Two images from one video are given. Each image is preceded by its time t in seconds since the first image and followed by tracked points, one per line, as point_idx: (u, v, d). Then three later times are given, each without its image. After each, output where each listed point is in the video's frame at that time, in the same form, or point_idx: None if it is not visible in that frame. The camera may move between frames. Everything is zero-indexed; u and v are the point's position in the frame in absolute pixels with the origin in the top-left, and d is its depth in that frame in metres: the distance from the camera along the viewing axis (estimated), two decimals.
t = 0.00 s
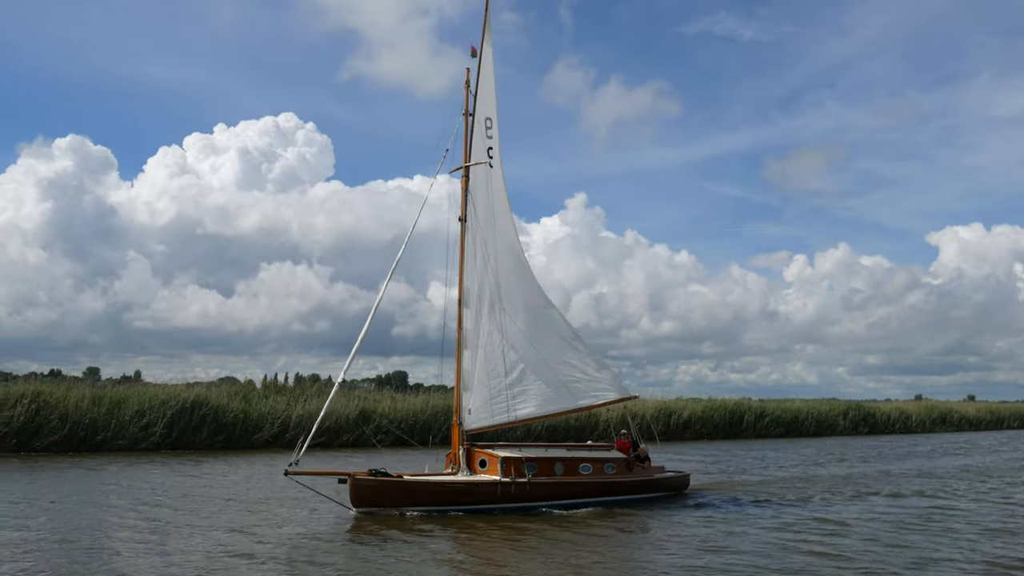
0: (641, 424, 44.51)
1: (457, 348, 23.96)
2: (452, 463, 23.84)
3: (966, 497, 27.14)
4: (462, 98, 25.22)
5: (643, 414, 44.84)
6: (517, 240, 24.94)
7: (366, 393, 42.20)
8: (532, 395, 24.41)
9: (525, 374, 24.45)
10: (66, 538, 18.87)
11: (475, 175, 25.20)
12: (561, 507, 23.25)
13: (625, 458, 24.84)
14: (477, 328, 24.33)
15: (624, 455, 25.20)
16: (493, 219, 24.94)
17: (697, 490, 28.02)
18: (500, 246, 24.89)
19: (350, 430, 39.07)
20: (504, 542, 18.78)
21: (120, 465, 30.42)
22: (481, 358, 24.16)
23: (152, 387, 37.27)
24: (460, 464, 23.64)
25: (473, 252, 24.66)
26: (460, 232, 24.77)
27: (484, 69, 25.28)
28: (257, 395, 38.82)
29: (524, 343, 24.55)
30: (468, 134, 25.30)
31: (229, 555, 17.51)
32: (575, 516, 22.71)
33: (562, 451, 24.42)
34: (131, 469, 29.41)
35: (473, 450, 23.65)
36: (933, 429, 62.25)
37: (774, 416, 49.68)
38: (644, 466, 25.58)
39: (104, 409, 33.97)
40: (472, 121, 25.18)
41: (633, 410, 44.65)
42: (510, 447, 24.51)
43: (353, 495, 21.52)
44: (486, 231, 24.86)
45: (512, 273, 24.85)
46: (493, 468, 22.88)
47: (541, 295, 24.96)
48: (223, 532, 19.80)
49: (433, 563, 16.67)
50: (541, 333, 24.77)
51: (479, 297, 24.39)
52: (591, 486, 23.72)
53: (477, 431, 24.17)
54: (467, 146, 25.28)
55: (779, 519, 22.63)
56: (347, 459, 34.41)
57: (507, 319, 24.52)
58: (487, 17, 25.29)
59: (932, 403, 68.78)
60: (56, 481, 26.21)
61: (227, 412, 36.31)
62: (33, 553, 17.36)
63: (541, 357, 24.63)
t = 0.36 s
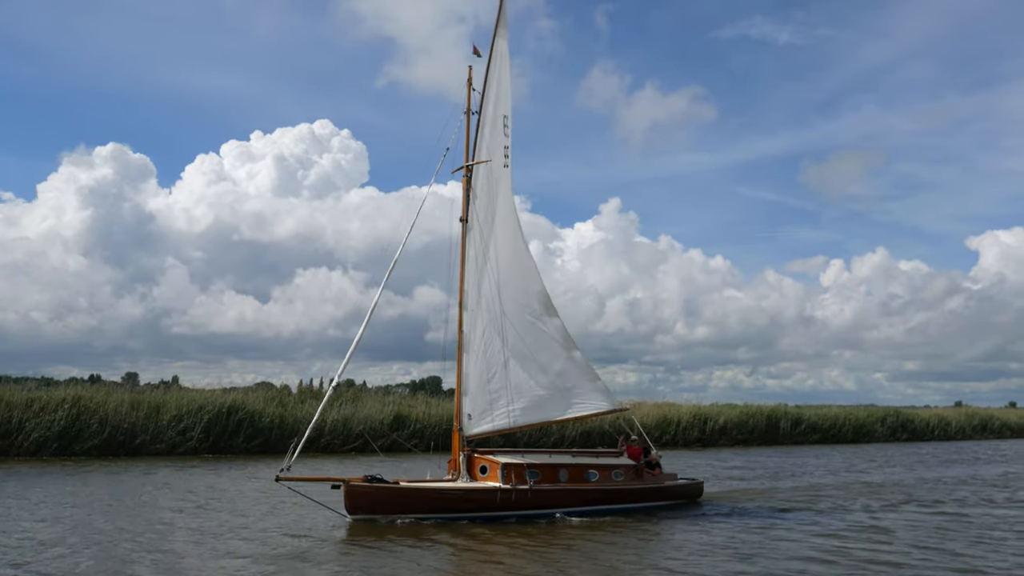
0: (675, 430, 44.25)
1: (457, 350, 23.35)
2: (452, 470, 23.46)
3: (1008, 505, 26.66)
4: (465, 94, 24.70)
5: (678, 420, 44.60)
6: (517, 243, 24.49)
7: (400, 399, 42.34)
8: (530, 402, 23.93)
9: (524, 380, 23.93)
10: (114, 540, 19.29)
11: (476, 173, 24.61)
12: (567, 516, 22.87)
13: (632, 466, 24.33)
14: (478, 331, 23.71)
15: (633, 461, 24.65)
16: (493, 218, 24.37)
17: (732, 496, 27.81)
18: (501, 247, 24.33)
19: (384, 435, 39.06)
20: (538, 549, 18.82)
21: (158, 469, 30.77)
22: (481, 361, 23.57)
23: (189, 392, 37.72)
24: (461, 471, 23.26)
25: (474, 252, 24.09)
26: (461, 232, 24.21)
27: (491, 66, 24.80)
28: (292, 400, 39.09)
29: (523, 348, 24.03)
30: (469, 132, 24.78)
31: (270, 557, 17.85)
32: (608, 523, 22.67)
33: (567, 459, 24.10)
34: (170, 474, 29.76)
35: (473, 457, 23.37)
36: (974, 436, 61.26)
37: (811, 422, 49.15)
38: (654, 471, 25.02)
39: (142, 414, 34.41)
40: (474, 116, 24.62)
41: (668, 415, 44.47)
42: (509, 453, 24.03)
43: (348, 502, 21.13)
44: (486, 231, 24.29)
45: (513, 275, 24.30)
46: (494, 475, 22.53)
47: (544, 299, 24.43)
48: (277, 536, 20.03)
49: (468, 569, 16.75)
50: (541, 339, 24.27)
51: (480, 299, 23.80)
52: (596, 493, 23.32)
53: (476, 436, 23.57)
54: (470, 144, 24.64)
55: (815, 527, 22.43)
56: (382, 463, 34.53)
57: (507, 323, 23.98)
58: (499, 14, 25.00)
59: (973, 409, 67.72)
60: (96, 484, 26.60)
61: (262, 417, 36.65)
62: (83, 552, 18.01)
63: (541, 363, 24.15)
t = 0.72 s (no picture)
0: (706, 428, 44.01)
1: (452, 348, 23.02)
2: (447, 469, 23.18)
3: None
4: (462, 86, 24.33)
5: (709, 418, 44.36)
6: (511, 239, 24.26)
7: (430, 397, 42.41)
8: (526, 400, 23.62)
9: (519, 378, 23.61)
10: (154, 537, 19.53)
11: (472, 165, 24.12)
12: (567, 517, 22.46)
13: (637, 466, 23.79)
14: (473, 328, 23.33)
15: (637, 461, 24.07)
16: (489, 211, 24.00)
17: (764, 495, 27.59)
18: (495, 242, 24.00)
19: (415, 434, 39.07)
20: (572, 549, 18.79)
21: (192, 466, 31.03)
22: (476, 359, 23.28)
23: (222, 391, 38.07)
24: (455, 470, 22.97)
25: (470, 246, 23.66)
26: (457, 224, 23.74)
27: (488, 55, 24.35)
28: (324, 398, 39.30)
29: (518, 346, 23.76)
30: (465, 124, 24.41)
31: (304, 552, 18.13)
32: (642, 522, 22.59)
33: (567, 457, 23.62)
34: (205, 472, 30.02)
35: (469, 455, 23.05)
36: (1010, 433, 60.43)
37: (843, 420, 48.69)
38: (658, 466, 24.53)
39: (176, 413, 34.77)
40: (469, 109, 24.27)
41: (698, 413, 44.24)
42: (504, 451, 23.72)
43: (338, 502, 20.79)
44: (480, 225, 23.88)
45: (507, 272, 24.02)
46: (489, 475, 22.19)
47: (536, 296, 24.33)
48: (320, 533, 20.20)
49: (503, 568, 16.77)
50: (535, 337, 24.05)
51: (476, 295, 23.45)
52: (597, 493, 22.83)
53: (472, 434, 23.24)
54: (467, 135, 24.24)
55: (850, 525, 22.22)
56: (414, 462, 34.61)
57: (502, 320, 23.69)
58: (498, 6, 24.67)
59: (1008, 407, 66.82)
60: (133, 483, 26.87)
61: (294, 415, 36.93)
62: (123, 549, 18.23)
63: (538, 361, 23.93)
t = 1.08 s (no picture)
0: (741, 426, 43.74)
1: (449, 346, 23.01)
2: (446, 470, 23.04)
3: None
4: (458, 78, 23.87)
5: (744, 416, 44.08)
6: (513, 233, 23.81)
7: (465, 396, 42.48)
8: (528, 398, 23.34)
9: (520, 376, 23.36)
10: (195, 534, 19.77)
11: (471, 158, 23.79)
12: (565, 517, 22.20)
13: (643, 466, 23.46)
14: (470, 326, 23.29)
15: (644, 461, 23.76)
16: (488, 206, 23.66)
17: (800, 494, 27.35)
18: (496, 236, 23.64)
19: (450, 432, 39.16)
20: (609, 549, 18.77)
21: (231, 466, 31.35)
22: (474, 357, 23.15)
23: (258, 390, 38.45)
24: (453, 470, 22.94)
25: (468, 242, 23.49)
26: (455, 220, 23.57)
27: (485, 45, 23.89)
28: (358, 398, 39.51)
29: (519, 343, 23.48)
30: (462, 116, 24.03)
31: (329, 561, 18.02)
32: (678, 523, 22.49)
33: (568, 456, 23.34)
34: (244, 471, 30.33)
35: (466, 455, 22.94)
36: None
37: (881, 418, 48.17)
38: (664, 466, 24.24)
39: (213, 412, 35.12)
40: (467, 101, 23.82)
41: (733, 412, 43.98)
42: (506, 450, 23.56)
43: (329, 503, 20.61)
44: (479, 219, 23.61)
45: (508, 267, 23.68)
46: (487, 475, 21.93)
47: (540, 291, 23.91)
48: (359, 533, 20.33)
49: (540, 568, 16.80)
50: (537, 333, 23.70)
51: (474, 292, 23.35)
52: (598, 494, 22.52)
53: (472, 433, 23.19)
54: (465, 128, 23.89)
55: (888, 525, 22.00)
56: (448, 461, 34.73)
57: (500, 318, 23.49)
58: None
59: None
60: (174, 481, 27.21)
61: (330, 415, 37.25)
62: (162, 546, 18.31)
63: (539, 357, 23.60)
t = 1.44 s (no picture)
0: (768, 427, 43.49)
1: (436, 343, 22.84)
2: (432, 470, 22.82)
3: None
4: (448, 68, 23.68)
5: (770, 416, 43.84)
6: (503, 227, 23.76)
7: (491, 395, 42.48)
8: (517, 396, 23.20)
9: (510, 373, 23.20)
10: (225, 532, 19.90)
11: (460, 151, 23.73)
12: (557, 519, 21.92)
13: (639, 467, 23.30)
14: (459, 322, 23.12)
15: (639, 461, 23.57)
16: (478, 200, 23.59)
17: (826, 495, 27.15)
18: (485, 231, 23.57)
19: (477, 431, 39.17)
20: (638, 548, 18.73)
21: (259, 464, 31.52)
22: (462, 354, 22.99)
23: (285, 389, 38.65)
24: (438, 470, 22.74)
25: (457, 237, 23.36)
26: (443, 214, 23.49)
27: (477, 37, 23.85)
28: (384, 397, 39.60)
29: (508, 339, 23.32)
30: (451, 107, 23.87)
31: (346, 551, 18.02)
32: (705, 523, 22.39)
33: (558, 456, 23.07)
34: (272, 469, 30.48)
35: (452, 455, 22.70)
36: None
37: (909, 419, 47.74)
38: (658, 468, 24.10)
39: (241, 411, 35.31)
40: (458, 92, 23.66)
41: (759, 412, 43.74)
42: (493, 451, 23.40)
43: (307, 503, 20.37)
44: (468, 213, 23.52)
45: (498, 262, 23.57)
46: (472, 475, 21.61)
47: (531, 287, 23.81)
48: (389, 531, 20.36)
49: (572, 567, 16.79)
50: (528, 330, 23.56)
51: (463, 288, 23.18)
52: (589, 496, 22.29)
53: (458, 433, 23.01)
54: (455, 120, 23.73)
55: (918, 526, 21.83)
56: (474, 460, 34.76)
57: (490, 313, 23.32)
58: None
59: None
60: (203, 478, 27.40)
61: (356, 414, 37.34)
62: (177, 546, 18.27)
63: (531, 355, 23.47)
